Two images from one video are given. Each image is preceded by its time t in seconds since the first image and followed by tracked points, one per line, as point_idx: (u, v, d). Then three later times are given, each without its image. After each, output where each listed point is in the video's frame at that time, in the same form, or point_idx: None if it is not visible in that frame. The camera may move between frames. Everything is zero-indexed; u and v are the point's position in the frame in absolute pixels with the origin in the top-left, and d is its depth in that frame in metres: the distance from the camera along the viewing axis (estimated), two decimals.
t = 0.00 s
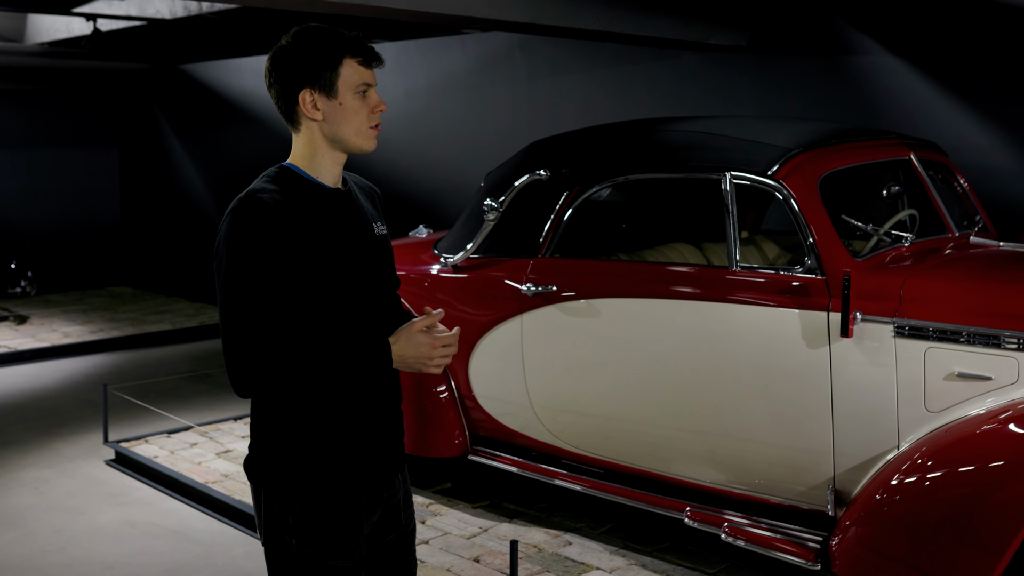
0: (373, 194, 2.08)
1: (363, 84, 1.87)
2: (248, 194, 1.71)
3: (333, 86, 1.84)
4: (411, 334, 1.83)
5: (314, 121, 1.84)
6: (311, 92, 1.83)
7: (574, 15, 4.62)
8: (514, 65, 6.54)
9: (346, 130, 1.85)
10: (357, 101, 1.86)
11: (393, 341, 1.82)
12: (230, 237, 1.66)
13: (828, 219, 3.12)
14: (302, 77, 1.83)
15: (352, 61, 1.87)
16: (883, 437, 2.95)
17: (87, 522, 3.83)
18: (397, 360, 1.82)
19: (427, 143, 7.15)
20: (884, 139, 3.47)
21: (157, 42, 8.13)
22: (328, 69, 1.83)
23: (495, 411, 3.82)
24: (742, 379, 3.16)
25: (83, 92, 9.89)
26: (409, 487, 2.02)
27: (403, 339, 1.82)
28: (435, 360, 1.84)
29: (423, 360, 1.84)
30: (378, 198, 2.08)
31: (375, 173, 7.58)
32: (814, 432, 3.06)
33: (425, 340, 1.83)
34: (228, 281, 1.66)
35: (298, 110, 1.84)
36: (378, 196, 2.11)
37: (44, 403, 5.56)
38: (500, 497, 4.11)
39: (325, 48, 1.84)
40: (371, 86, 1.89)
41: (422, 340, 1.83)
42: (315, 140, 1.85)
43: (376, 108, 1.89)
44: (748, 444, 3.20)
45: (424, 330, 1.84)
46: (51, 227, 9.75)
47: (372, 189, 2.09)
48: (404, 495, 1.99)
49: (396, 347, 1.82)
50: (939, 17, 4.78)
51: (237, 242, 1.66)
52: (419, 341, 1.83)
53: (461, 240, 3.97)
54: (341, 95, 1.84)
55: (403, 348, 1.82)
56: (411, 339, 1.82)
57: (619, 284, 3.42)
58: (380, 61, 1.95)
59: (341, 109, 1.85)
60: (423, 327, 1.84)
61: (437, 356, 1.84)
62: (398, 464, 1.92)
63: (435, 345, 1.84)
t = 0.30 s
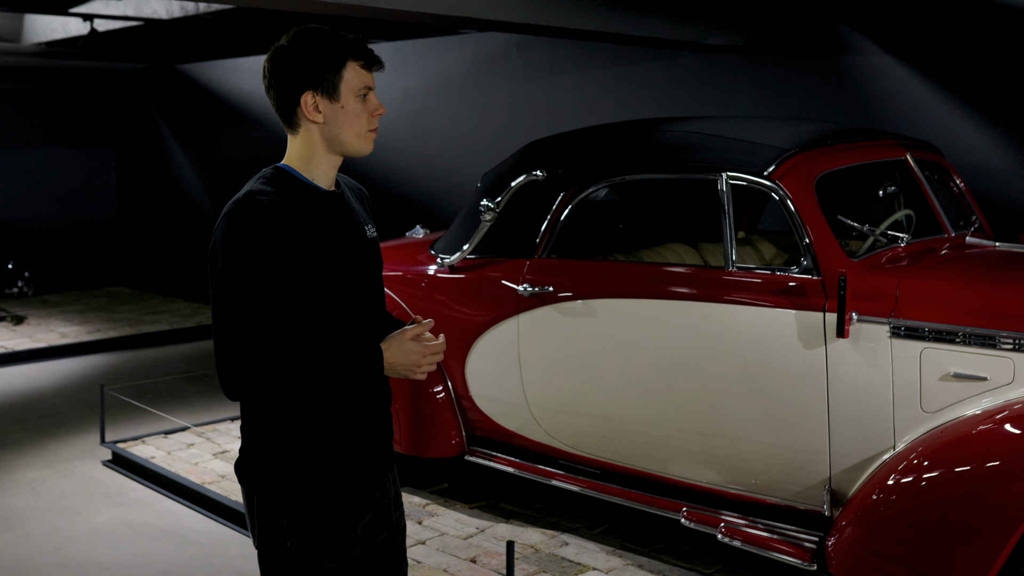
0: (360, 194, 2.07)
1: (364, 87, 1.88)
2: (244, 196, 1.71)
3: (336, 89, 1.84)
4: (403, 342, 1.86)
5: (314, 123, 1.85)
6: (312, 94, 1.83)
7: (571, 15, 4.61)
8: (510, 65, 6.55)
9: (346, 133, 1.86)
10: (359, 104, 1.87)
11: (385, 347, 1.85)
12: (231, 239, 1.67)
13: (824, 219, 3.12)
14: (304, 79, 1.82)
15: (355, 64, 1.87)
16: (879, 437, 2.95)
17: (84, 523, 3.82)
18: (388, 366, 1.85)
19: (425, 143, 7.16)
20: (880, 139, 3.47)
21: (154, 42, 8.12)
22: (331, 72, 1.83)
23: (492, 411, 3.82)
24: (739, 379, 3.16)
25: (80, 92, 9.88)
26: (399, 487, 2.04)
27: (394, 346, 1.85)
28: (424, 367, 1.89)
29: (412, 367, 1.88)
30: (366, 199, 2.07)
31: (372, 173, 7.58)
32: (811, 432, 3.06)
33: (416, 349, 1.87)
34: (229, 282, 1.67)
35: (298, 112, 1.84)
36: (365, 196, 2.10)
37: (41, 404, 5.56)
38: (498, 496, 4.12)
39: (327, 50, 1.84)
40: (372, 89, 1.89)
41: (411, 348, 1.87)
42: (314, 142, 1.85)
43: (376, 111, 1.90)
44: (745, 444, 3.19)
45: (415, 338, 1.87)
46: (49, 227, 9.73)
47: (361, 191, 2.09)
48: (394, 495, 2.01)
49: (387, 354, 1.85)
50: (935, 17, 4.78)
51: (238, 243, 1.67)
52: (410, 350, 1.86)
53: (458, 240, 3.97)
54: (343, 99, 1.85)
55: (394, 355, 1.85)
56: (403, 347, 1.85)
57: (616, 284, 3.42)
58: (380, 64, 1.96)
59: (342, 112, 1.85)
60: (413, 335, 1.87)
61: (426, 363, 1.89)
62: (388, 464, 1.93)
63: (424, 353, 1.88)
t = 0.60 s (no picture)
0: (350, 196, 2.07)
1: (359, 91, 1.88)
2: (236, 200, 1.73)
3: (331, 92, 1.84)
4: (394, 343, 1.87)
5: (308, 125, 1.85)
6: (307, 96, 1.83)
7: (568, 16, 4.61)
8: (509, 68, 6.58)
9: (340, 135, 1.86)
10: (353, 107, 1.88)
11: (376, 350, 1.85)
12: (222, 242, 1.69)
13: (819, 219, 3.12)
14: (299, 81, 1.82)
15: (351, 66, 1.88)
16: (874, 438, 2.95)
17: (81, 523, 3.82)
18: (380, 368, 1.86)
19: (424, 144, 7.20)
20: (876, 140, 3.47)
21: (153, 42, 8.11)
22: (326, 74, 1.84)
23: (489, 411, 3.82)
24: (736, 380, 3.16)
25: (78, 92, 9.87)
26: (387, 487, 2.05)
27: (385, 348, 1.86)
28: (417, 369, 1.90)
29: (405, 369, 1.89)
30: (354, 199, 2.07)
31: (372, 174, 7.62)
32: (806, 433, 3.06)
33: (408, 351, 1.87)
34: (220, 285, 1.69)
35: (293, 114, 1.84)
36: (354, 196, 2.10)
37: (39, 404, 5.55)
38: (495, 497, 4.12)
39: (323, 52, 1.84)
40: (367, 92, 1.90)
41: (402, 350, 1.87)
42: (307, 144, 1.85)
43: (370, 115, 1.90)
44: (741, 445, 3.20)
45: (406, 341, 1.88)
46: (47, 227, 9.73)
47: (350, 192, 2.09)
48: (383, 495, 2.02)
49: (379, 356, 1.86)
50: (932, 17, 4.78)
51: (230, 246, 1.69)
52: (402, 352, 1.87)
53: (454, 241, 3.97)
54: (338, 101, 1.85)
55: (386, 357, 1.86)
56: (395, 349, 1.86)
57: (612, 284, 3.42)
58: (376, 67, 1.96)
59: (337, 114, 1.86)
60: (404, 337, 1.88)
61: (419, 365, 1.89)
62: (376, 463, 1.94)
63: (415, 355, 1.88)
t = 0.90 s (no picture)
0: (345, 196, 2.09)
1: (345, 91, 1.89)
2: (226, 201, 1.73)
3: (317, 92, 1.85)
4: (384, 344, 1.88)
5: (295, 126, 1.86)
6: (293, 97, 1.85)
7: (566, 17, 4.62)
8: (508, 68, 6.64)
9: (327, 135, 1.87)
10: (340, 107, 1.89)
11: (366, 351, 1.86)
12: (214, 244, 1.69)
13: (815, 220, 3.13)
14: (285, 81, 1.83)
15: (336, 67, 1.89)
16: (870, 439, 2.96)
17: (80, 523, 3.82)
18: (370, 369, 1.87)
19: (424, 145, 7.26)
20: (873, 142, 3.48)
21: (154, 43, 8.12)
22: (312, 75, 1.85)
23: (486, 412, 3.83)
24: (733, 381, 3.17)
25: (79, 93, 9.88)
26: (379, 487, 2.07)
27: (375, 349, 1.87)
28: (408, 370, 1.91)
29: (396, 369, 1.89)
30: (348, 199, 2.09)
31: (373, 175, 7.68)
32: (802, 434, 3.07)
33: (398, 352, 1.88)
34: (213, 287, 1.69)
35: (280, 114, 1.86)
36: (348, 196, 2.12)
37: (38, 405, 5.56)
38: (493, 497, 4.14)
39: (309, 53, 1.86)
40: (354, 92, 1.91)
41: (393, 351, 1.88)
42: (295, 145, 1.87)
43: (357, 114, 1.91)
44: (738, 446, 3.20)
45: (396, 341, 1.89)
46: (48, 228, 9.75)
47: (343, 191, 2.11)
48: (374, 495, 2.04)
49: (369, 357, 1.87)
50: (925, 18, 4.81)
51: (222, 247, 1.69)
52: (392, 353, 1.88)
53: (451, 243, 3.98)
54: (325, 102, 1.86)
55: (375, 357, 1.87)
56: (384, 349, 1.87)
57: (610, 285, 3.43)
58: (362, 67, 1.97)
59: (324, 115, 1.87)
60: (395, 338, 1.89)
61: (409, 366, 1.90)
62: (367, 464, 1.96)
63: (406, 356, 1.89)
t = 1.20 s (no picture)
0: (342, 195, 2.13)
1: (329, 92, 1.92)
2: (212, 205, 1.76)
3: (299, 93, 1.89)
4: (375, 342, 1.89)
5: (280, 128, 1.90)
6: (277, 99, 1.88)
7: (567, 19, 4.62)
8: (510, 69, 6.67)
9: (312, 136, 1.90)
10: (323, 108, 1.91)
11: (357, 350, 1.88)
12: (200, 248, 1.71)
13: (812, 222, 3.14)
14: (268, 84, 1.87)
15: (319, 68, 1.92)
16: (866, 440, 2.96)
17: (81, 523, 3.84)
18: (362, 367, 1.89)
19: (426, 146, 7.29)
20: (871, 144, 3.49)
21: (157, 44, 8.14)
22: (294, 77, 1.88)
23: (486, 412, 3.84)
24: (731, 382, 3.17)
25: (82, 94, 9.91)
26: (374, 488, 2.08)
27: (366, 347, 1.88)
28: (401, 368, 1.92)
29: (388, 367, 1.91)
30: (345, 198, 2.13)
31: (375, 175, 7.72)
32: (799, 435, 3.08)
33: (390, 349, 1.89)
34: (199, 289, 1.71)
35: (264, 117, 1.89)
36: (346, 195, 2.16)
37: (41, 405, 5.59)
38: (492, 497, 4.15)
39: (292, 55, 1.89)
40: (338, 93, 1.94)
41: (384, 349, 1.89)
42: (281, 147, 1.90)
43: (342, 115, 1.94)
44: (736, 447, 3.21)
45: (388, 339, 1.90)
46: (51, 228, 9.77)
47: (340, 190, 2.14)
48: (368, 496, 2.05)
49: (360, 356, 1.88)
50: (924, 19, 4.82)
51: (207, 251, 1.71)
52: (384, 351, 1.89)
53: (450, 244, 3.99)
54: (307, 103, 1.89)
55: (366, 355, 1.88)
56: (375, 348, 1.88)
57: (609, 287, 3.43)
58: (347, 68, 2.00)
59: (307, 116, 1.90)
60: (386, 336, 1.90)
61: (402, 364, 1.91)
62: (359, 465, 1.98)
63: (399, 353, 1.90)
